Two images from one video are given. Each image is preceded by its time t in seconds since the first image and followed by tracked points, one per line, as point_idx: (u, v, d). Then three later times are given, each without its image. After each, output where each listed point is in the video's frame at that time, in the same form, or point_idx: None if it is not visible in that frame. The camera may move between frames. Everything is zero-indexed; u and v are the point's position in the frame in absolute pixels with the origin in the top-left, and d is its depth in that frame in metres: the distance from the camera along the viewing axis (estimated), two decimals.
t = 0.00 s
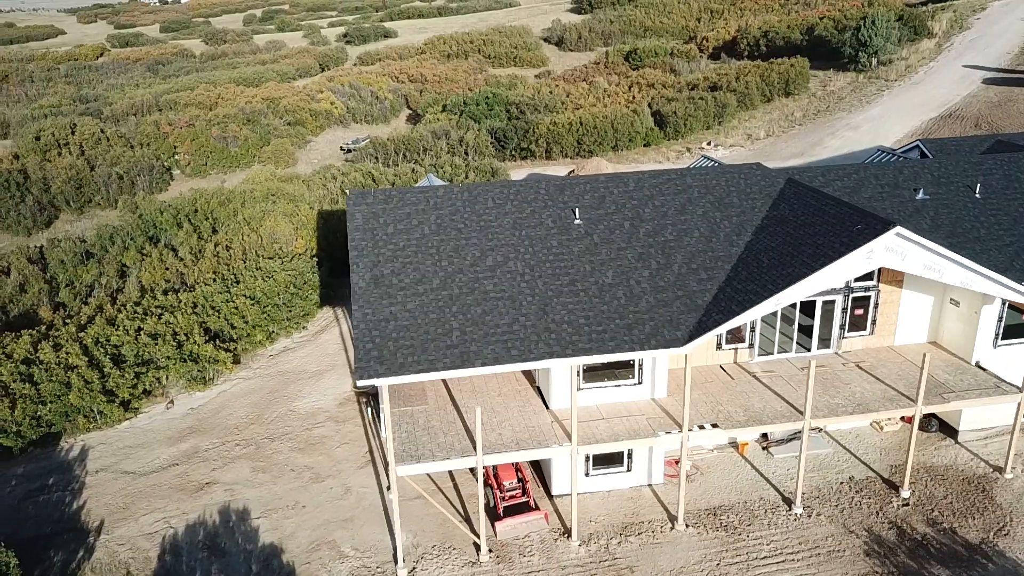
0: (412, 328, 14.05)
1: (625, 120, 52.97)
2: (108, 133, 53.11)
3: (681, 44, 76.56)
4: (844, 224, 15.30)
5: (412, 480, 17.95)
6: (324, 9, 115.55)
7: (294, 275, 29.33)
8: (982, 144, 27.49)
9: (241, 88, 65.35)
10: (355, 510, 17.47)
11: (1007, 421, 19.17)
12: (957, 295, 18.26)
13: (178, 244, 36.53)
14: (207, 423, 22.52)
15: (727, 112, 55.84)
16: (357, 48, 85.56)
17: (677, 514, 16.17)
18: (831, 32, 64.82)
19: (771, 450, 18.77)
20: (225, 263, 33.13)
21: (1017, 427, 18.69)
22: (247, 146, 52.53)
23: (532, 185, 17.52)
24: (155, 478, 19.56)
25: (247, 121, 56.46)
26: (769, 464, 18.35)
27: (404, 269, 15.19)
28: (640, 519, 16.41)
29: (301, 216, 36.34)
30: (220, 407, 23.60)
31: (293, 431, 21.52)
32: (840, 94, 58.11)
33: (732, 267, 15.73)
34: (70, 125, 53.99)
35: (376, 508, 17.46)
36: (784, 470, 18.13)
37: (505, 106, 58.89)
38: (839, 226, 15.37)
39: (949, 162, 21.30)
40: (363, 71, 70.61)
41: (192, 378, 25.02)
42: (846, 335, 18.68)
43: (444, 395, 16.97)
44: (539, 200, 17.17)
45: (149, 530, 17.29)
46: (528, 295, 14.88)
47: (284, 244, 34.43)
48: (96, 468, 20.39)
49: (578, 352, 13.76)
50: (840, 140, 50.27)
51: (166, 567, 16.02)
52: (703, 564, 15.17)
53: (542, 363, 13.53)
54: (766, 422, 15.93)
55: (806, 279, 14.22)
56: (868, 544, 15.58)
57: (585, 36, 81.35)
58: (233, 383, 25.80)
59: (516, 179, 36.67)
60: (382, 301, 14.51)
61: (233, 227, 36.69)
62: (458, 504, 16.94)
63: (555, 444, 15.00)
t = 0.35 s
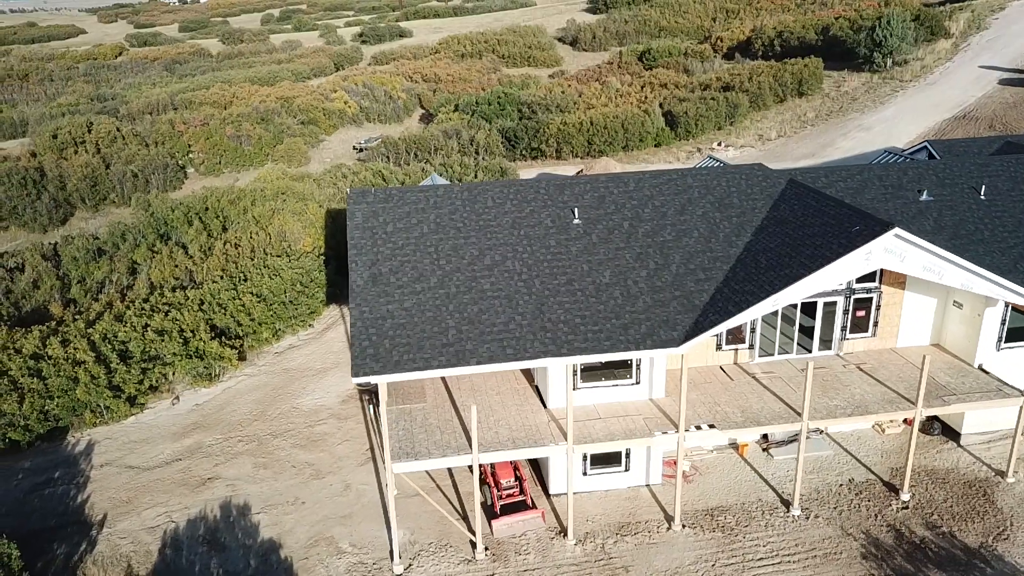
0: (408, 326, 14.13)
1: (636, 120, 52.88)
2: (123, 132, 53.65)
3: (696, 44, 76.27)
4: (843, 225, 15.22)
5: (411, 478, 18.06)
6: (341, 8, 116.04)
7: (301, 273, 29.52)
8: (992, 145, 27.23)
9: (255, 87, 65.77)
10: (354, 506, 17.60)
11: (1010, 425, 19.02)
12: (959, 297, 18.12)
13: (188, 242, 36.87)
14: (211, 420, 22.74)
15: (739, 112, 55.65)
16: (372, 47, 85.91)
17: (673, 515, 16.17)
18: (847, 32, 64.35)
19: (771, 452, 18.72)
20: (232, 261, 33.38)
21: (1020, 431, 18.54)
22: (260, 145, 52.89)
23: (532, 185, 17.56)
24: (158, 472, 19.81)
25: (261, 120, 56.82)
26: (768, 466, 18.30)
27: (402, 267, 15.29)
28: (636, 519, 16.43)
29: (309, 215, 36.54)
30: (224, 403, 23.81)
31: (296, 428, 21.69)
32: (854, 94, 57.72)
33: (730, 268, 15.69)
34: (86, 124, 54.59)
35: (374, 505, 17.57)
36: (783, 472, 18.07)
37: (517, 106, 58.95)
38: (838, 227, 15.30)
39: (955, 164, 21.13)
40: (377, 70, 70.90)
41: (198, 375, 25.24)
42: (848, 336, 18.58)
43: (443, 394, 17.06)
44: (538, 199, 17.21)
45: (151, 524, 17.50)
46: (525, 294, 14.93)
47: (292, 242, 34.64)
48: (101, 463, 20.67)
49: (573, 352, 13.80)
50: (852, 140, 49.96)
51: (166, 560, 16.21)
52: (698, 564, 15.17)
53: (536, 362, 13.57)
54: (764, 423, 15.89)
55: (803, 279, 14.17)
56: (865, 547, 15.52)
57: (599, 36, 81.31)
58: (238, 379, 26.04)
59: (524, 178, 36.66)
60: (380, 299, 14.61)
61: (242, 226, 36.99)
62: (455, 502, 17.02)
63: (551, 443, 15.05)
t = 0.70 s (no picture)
0: (403, 324, 14.24)
1: (645, 121, 52.80)
2: (137, 130, 54.14)
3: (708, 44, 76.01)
4: (839, 226, 15.18)
5: (408, 475, 18.17)
6: (356, 8, 116.48)
7: (306, 271, 29.70)
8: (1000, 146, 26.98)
9: (268, 86, 66.18)
10: (352, 503, 17.72)
11: (1011, 428, 18.91)
12: (960, 300, 18.02)
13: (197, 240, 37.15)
14: (214, 416, 22.95)
15: (750, 112, 55.49)
16: (386, 47, 86.21)
17: (669, 515, 16.18)
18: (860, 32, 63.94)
19: (768, 453, 18.68)
20: (239, 258, 33.61)
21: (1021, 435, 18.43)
22: (272, 144, 53.21)
23: (530, 185, 17.63)
24: (160, 468, 20.02)
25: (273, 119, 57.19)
26: (766, 467, 18.27)
27: (399, 266, 15.40)
28: (631, 519, 16.45)
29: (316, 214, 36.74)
30: (227, 400, 24.01)
31: (297, 424, 21.86)
32: (866, 95, 57.38)
33: (727, 268, 15.68)
34: (100, 123, 55.15)
35: (372, 502, 17.68)
36: (781, 473, 18.03)
37: (527, 106, 58.99)
38: (835, 228, 15.26)
39: (958, 166, 20.99)
40: (389, 70, 71.14)
41: (202, 372, 25.44)
42: (847, 338, 18.51)
43: (440, 392, 17.15)
44: (536, 199, 17.26)
45: (151, 519, 17.70)
46: (520, 293, 14.98)
47: (299, 240, 34.86)
48: (104, 457, 20.92)
49: (567, 351, 13.84)
50: (862, 141, 49.66)
51: (165, 555, 16.39)
52: (692, 565, 15.17)
53: (530, 361, 13.63)
54: (760, 424, 15.88)
55: (798, 280, 14.15)
56: (860, 549, 15.48)
57: (612, 36, 81.23)
58: (242, 377, 26.15)
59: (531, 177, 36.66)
60: (376, 297, 14.73)
61: (250, 224, 37.26)
62: (452, 500, 17.11)
63: (545, 442, 15.10)
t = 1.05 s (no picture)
0: (398, 322, 14.32)
1: (654, 121, 52.70)
2: (150, 129, 54.65)
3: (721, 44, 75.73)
4: (836, 226, 15.14)
5: (406, 473, 18.27)
6: (371, 8, 116.94)
7: (311, 270, 29.86)
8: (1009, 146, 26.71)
9: (280, 86, 66.57)
10: (349, 500, 17.84)
11: (1012, 430, 18.79)
12: (961, 302, 17.91)
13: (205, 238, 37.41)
14: (217, 412, 23.15)
15: (760, 113, 55.26)
16: (399, 47, 86.50)
17: (664, 515, 16.19)
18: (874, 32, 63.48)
19: (767, 454, 18.67)
20: (246, 256, 33.80)
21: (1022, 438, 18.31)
22: (284, 143, 53.50)
23: (528, 184, 17.68)
24: (162, 463, 20.23)
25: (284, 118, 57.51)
26: (763, 468, 18.26)
27: (396, 264, 15.50)
28: (627, 518, 16.47)
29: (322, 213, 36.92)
30: (230, 397, 24.18)
31: (298, 421, 22.02)
32: (878, 96, 57.01)
33: (724, 269, 15.67)
34: (115, 121, 55.70)
35: (370, 499, 17.79)
36: (778, 474, 18.01)
37: (538, 106, 59.01)
38: (831, 229, 15.22)
39: (961, 167, 20.86)
40: (402, 70, 71.34)
41: (206, 368, 25.59)
42: (847, 340, 18.45)
43: (438, 390, 17.24)
44: (534, 199, 17.31)
45: (151, 513, 17.89)
46: (516, 293, 15.04)
47: (305, 239, 35.05)
48: (108, 452, 21.15)
49: (561, 350, 13.87)
50: (872, 142, 49.32)
51: (164, 549, 16.57)
52: (686, 565, 15.17)
53: (524, 360, 13.68)
54: (756, 425, 15.87)
55: (793, 281, 14.13)
56: (855, 551, 15.44)
57: (625, 36, 81.13)
58: (246, 374, 26.30)
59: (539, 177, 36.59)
60: (371, 295, 14.83)
61: (258, 222, 37.47)
62: (448, 498, 17.21)
63: (540, 441, 15.16)
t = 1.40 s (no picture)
0: (394, 320, 14.42)
1: (663, 121, 52.60)
2: (162, 127, 55.13)
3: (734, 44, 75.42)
4: (833, 228, 15.11)
5: (403, 471, 18.38)
6: (386, 7, 117.33)
7: (316, 268, 29.99)
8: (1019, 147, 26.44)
9: (292, 85, 66.91)
10: (347, 497, 17.96)
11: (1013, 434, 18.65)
12: (962, 304, 17.81)
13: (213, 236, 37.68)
14: (219, 409, 23.35)
15: (770, 113, 55.04)
16: (411, 46, 86.79)
17: (659, 515, 16.21)
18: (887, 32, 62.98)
19: (764, 455, 18.62)
20: (252, 254, 34.00)
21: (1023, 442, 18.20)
22: (294, 142, 53.77)
23: (527, 184, 17.73)
24: (164, 458, 20.45)
25: (296, 118, 57.82)
26: (761, 469, 18.23)
27: (393, 263, 15.60)
28: (622, 518, 16.49)
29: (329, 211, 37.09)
30: (233, 394, 24.35)
31: (299, 419, 22.17)
32: (889, 96, 56.62)
33: (720, 269, 15.67)
34: (128, 120, 56.22)
35: (367, 496, 17.91)
36: (776, 475, 17.98)
37: (548, 106, 59.00)
38: (828, 230, 15.19)
39: (965, 169, 20.73)
40: (413, 70, 71.54)
41: (210, 365, 25.73)
42: (846, 341, 18.37)
43: (435, 389, 17.32)
44: (532, 199, 17.37)
45: (152, 508, 18.08)
46: (511, 292, 15.11)
47: (312, 237, 35.23)
48: (111, 447, 21.39)
49: (555, 350, 13.92)
50: (882, 143, 48.97)
51: (163, 543, 16.75)
52: (680, 565, 15.19)
53: (517, 359, 13.74)
54: (752, 426, 15.86)
55: (788, 282, 14.12)
56: (850, 553, 15.41)
57: (637, 36, 81.00)
58: (250, 371, 26.32)
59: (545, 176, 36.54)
60: (368, 294, 14.94)
61: (266, 220, 37.69)
62: (445, 496, 17.30)
63: (534, 440, 15.22)
